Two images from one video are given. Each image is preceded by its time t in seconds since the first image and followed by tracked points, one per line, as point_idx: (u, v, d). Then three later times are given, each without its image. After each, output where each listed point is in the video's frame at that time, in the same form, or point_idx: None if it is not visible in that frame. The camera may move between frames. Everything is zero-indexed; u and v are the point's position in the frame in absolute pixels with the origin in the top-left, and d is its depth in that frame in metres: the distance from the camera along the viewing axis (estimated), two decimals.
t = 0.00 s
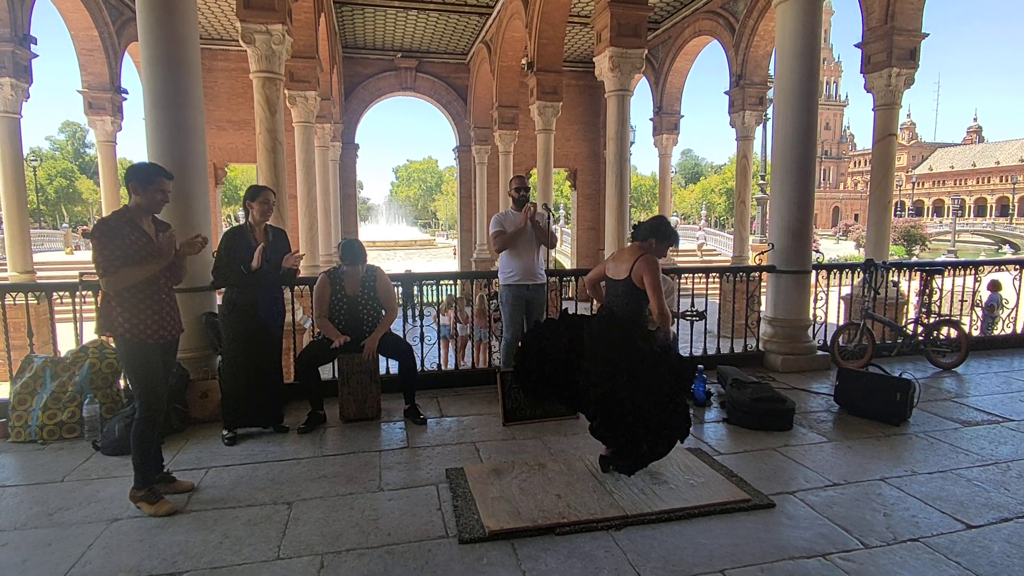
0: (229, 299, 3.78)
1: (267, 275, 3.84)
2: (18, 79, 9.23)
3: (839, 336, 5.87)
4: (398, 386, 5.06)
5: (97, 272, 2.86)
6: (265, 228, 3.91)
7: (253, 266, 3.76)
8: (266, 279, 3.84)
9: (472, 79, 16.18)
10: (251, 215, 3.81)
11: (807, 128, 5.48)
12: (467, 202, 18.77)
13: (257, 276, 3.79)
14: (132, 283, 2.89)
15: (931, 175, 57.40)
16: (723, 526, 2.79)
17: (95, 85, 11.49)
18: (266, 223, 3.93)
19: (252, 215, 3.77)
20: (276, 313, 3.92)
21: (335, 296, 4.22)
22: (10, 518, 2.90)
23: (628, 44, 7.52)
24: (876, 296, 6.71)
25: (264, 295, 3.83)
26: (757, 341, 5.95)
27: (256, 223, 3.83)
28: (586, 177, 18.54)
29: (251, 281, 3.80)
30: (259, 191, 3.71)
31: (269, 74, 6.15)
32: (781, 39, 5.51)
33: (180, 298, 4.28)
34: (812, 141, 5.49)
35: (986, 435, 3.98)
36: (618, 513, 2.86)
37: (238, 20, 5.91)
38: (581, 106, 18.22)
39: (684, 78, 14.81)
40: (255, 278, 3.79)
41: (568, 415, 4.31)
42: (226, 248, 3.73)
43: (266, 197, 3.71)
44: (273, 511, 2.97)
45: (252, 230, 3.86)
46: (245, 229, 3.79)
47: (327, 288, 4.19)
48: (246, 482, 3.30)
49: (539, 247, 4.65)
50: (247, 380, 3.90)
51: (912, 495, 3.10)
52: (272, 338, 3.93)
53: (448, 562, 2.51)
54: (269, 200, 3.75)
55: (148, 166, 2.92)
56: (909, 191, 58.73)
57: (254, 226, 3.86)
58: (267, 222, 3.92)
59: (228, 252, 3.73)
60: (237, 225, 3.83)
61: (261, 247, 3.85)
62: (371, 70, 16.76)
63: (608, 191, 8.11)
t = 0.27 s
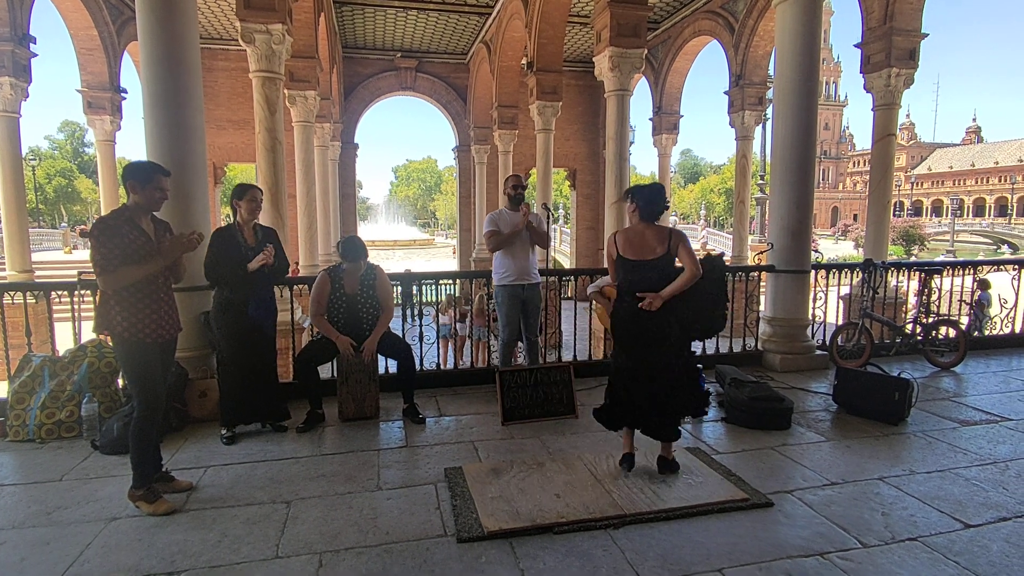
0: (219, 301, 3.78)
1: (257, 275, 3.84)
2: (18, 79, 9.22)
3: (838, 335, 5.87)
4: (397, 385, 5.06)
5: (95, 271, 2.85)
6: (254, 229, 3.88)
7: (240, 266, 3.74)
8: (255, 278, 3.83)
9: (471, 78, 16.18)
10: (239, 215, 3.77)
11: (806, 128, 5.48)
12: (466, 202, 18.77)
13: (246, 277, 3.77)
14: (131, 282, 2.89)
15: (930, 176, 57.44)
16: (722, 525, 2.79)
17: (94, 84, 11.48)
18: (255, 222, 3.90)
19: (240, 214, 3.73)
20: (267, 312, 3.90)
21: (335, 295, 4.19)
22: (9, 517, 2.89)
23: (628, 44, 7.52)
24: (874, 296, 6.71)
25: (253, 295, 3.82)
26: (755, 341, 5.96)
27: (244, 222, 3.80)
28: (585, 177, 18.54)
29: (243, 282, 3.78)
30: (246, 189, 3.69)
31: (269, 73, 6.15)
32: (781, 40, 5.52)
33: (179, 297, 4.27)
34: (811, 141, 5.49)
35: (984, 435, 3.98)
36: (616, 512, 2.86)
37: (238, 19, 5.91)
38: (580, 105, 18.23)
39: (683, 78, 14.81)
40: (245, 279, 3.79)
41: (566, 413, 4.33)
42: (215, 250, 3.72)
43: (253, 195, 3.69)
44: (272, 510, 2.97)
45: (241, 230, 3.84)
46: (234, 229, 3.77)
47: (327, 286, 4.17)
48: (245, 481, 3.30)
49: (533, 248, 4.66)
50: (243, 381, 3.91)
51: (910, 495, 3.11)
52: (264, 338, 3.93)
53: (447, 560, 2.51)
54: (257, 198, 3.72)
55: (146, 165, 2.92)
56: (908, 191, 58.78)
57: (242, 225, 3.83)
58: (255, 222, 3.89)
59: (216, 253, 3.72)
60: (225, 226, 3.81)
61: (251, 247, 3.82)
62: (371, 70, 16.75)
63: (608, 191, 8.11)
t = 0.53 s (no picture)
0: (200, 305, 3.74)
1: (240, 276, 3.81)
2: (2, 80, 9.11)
3: (828, 332, 5.92)
4: (389, 386, 5.05)
5: (80, 274, 2.82)
6: (230, 230, 3.84)
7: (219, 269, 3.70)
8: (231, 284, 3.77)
9: (461, 78, 16.16)
10: (215, 217, 3.71)
11: (794, 126, 5.51)
12: (458, 202, 18.75)
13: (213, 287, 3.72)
14: (118, 285, 2.87)
15: (917, 172, 58.01)
16: (715, 523, 2.81)
17: (80, 86, 11.36)
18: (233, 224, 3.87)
19: (216, 216, 3.66)
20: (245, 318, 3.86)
21: (326, 296, 4.16)
22: None
23: (617, 43, 7.53)
24: (863, 293, 6.77)
25: (233, 299, 3.78)
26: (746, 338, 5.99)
27: (220, 224, 3.74)
28: (576, 176, 18.57)
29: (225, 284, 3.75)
30: (221, 190, 3.60)
31: (257, 74, 6.12)
32: (768, 39, 5.55)
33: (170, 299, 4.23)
34: (800, 139, 5.52)
35: (973, 429, 4.03)
36: (610, 511, 2.86)
37: (225, 19, 5.87)
38: (570, 105, 18.26)
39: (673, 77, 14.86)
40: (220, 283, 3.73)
41: (559, 412, 4.33)
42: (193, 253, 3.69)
43: (228, 196, 3.60)
44: (264, 513, 2.95)
45: (217, 233, 3.80)
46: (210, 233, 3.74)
47: (318, 287, 4.11)
48: (237, 485, 3.28)
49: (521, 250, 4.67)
50: (230, 384, 3.88)
51: (900, 489, 3.13)
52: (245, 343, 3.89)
53: (441, 562, 2.50)
54: (232, 199, 3.64)
55: (128, 165, 2.89)
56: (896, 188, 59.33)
57: (218, 229, 3.79)
58: (231, 224, 3.85)
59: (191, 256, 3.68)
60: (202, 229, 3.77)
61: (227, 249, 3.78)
62: (360, 70, 16.69)
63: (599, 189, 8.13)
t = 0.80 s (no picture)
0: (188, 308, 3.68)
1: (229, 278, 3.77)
2: None
3: (822, 330, 5.94)
4: (384, 386, 5.05)
5: (71, 277, 2.80)
6: (216, 232, 3.77)
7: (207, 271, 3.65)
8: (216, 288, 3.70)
9: (455, 78, 16.14)
10: (199, 219, 3.66)
11: (787, 126, 5.54)
12: (453, 202, 18.72)
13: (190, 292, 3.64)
14: (110, 287, 2.85)
15: (909, 170, 58.36)
16: (710, 520, 2.82)
17: (71, 86, 11.28)
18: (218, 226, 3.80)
19: (200, 218, 3.63)
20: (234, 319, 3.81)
21: (320, 297, 4.14)
22: None
23: (611, 42, 7.54)
24: (856, 290, 6.80)
25: (220, 301, 3.73)
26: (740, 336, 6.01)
27: (205, 227, 3.68)
28: (571, 175, 18.59)
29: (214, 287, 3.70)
30: (204, 192, 3.58)
31: (250, 74, 6.09)
32: (762, 38, 5.57)
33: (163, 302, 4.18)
34: (792, 139, 5.55)
35: (965, 425, 4.05)
36: (606, 510, 2.87)
37: (217, 19, 5.83)
38: (564, 104, 18.27)
39: (666, 77, 14.90)
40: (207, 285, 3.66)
41: (554, 412, 4.33)
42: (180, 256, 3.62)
43: (213, 197, 3.59)
44: (259, 515, 2.94)
45: (202, 235, 3.72)
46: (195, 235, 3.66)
47: (313, 288, 4.11)
48: (231, 487, 3.26)
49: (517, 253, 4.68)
50: (222, 387, 3.86)
51: (893, 486, 3.15)
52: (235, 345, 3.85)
53: (437, 563, 2.50)
54: (217, 200, 3.62)
55: (118, 166, 2.88)
56: (888, 186, 59.68)
57: (203, 230, 3.71)
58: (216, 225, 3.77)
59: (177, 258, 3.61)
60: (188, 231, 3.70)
61: (213, 251, 3.72)
62: (354, 69, 16.65)
63: (593, 189, 8.15)
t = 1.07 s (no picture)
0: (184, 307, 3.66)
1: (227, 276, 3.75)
2: None
3: (821, 330, 5.94)
4: (383, 385, 5.05)
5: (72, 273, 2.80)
6: (209, 230, 3.77)
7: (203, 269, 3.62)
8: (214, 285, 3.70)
9: (455, 76, 16.13)
10: (192, 219, 3.67)
11: (787, 127, 5.54)
12: (453, 201, 18.71)
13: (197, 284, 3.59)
14: (109, 284, 2.85)
15: (909, 172, 58.41)
16: (708, 520, 2.82)
17: (71, 83, 11.26)
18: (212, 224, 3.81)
19: (193, 217, 3.64)
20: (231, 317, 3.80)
21: (319, 295, 4.15)
22: None
23: (611, 42, 7.54)
24: (855, 291, 6.81)
25: (216, 299, 3.72)
26: (739, 337, 6.02)
27: (198, 225, 3.68)
28: (571, 175, 18.59)
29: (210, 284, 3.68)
30: (198, 191, 3.59)
31: (250, 71, 6.08)
32: (762, 38, 5.57)
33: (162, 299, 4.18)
34: (792, 140, 5.55)
35: (963, 427, 4.06)
36: (604, 510, 2.87)
37: (217, 17, 5.83)
38: (565, 104, 18.27)
39: (667, 77, 14.90)
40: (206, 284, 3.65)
41: (553, 412, 4.33)
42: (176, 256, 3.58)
43: (206, 197, 3.60)
44: (258, 513, 2.94)
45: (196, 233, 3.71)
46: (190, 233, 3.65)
47: (312, 287, 4.12)
48: (230, 485, 3.27)
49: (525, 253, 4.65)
50: (220, 385, 3.85)
51: (891, 486, 3.16)
52: (233, 344, 3.84)
53: (435, 561, 2.50)
54: (210, 199, 3.64)
55: (117, 163, 2.87)
56: (888, 187, 59.71)
57: (197, 228, 3.70)
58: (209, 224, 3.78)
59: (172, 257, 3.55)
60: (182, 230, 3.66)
61: (208, 249, 3.70)
62: (354, 68, 16.63)
63: (593, 188, 8.15)
